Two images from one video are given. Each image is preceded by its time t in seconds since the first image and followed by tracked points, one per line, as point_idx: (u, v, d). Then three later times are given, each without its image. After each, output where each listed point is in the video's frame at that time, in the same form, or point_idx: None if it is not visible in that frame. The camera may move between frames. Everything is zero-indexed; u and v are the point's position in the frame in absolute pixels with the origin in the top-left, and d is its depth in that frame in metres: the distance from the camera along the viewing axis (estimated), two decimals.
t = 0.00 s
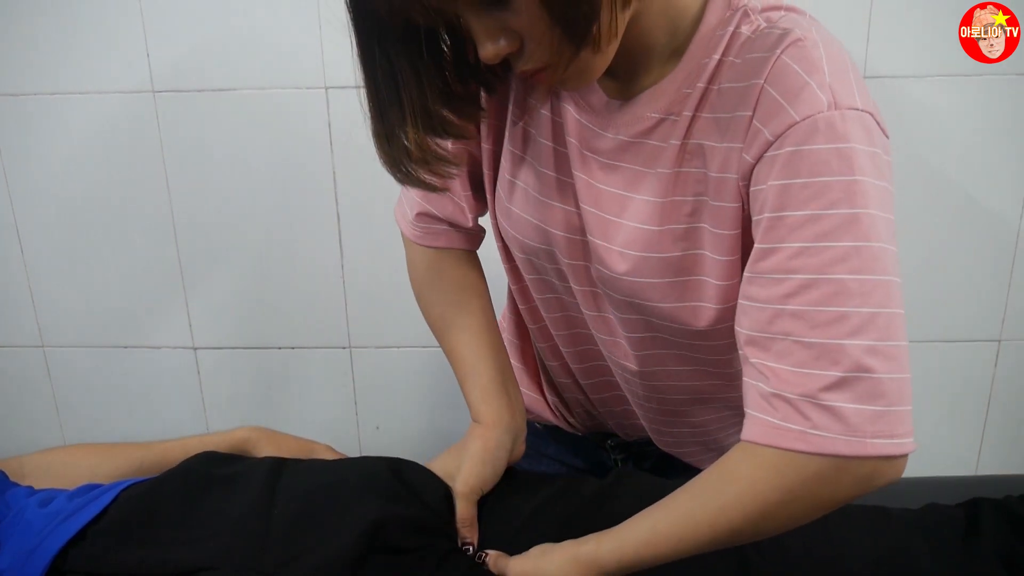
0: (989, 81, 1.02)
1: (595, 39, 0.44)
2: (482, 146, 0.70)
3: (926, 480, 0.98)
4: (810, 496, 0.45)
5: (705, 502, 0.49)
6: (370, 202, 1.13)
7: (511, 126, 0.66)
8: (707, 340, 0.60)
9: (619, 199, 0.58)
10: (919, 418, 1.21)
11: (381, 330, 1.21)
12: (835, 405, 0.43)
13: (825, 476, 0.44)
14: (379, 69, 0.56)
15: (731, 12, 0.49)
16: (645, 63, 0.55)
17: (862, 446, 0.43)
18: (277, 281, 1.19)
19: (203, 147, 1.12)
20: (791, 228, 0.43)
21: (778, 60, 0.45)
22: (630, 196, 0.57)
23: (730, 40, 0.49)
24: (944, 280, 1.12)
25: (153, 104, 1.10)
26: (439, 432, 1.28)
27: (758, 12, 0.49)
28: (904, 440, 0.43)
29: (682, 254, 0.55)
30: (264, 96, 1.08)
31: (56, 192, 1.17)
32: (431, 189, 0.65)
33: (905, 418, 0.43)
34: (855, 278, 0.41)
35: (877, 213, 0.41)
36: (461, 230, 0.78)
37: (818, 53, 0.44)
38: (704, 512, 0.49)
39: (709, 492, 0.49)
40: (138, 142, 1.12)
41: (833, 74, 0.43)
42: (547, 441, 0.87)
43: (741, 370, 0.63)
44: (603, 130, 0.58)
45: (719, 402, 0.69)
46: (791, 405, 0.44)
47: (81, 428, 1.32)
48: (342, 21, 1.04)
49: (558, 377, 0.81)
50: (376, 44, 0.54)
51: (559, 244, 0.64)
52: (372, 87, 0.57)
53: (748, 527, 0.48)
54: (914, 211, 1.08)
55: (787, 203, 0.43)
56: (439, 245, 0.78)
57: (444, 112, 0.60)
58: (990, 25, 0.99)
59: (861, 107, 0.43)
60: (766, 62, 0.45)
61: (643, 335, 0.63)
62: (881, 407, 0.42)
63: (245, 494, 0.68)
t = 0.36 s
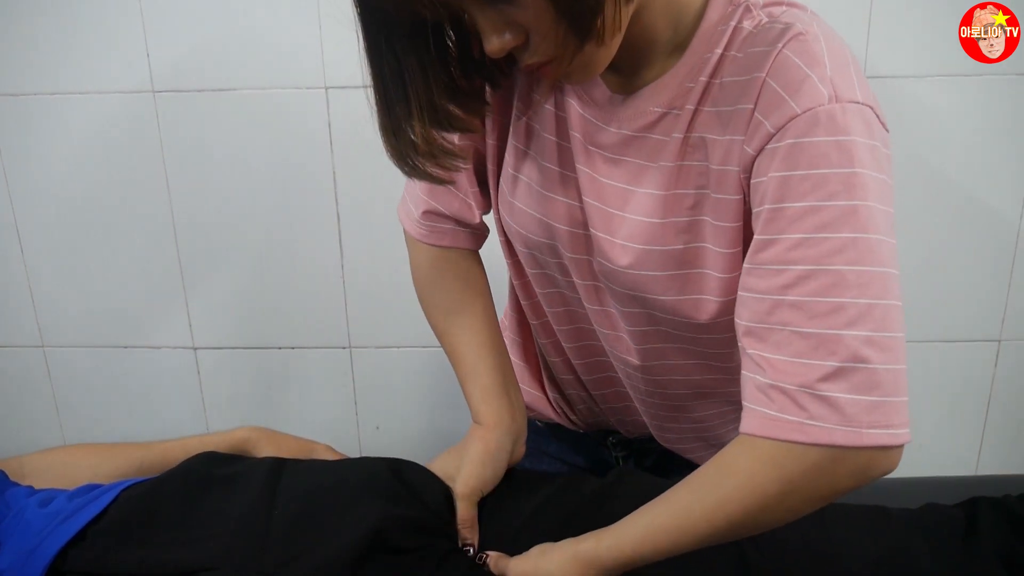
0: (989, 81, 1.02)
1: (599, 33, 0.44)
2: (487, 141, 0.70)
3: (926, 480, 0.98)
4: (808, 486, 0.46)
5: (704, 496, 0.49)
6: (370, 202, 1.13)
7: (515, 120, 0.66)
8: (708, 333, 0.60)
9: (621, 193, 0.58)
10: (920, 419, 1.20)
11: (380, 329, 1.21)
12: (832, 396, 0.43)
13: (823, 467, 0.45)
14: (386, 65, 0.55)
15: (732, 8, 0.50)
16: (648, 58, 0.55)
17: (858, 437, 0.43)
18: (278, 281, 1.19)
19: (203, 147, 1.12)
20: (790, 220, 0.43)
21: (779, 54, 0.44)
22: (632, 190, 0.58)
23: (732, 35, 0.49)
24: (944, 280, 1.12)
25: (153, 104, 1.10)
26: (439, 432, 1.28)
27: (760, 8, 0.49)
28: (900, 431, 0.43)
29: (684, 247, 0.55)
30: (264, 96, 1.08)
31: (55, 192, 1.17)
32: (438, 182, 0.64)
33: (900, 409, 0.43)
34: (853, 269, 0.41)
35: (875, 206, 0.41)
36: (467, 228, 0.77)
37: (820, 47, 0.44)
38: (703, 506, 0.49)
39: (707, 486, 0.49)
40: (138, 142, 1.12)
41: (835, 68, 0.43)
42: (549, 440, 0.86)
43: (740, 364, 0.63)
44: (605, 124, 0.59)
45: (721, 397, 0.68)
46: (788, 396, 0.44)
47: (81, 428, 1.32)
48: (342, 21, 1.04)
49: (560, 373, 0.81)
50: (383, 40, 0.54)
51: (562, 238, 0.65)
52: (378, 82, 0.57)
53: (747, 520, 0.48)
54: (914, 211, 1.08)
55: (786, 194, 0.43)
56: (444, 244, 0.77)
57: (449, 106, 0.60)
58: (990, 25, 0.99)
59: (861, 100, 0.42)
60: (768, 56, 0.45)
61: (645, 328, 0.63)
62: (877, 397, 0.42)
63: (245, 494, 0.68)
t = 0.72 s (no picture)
0: (989, 81, 1.02)
1: (608, 11, 0.45)
2: (499, 131, 0.71)
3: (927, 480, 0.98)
4: (798, 462, 0.45)
5: (695, 480, 0.48)
6: (371, 202, 1.13)
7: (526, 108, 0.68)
8: (714, 319, 0.59)
9: (630, 174, 0.59)
10: (920, 419, 1.20)
11: (379, 328, 1.21)
12: (824, 365, 0.42)
13: (812, 440, 0.44)
14: (397, 42, 0.56)
15: None
16: (656, 42, 0.56)
17: (848, 406, 0.42)
18: (278, 281, 1.19)
19: (204, 149, 1.12)
20: (789, 194, 0.43)
21: (784, 36, 0.45)
22: (641, 173, 0.58)
23: (738, 21, 0.50)
24: (944, 279, 1.12)
25: (153, 105, 1.10)
26: (439, 431, 1.28)
27: None
28: (889, 403, 0.43)
29: (690, 227, 0.56)
30: (264, 96, 1.08)
31: (55, 193, 1.17)
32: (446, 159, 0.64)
33: (888, 380, 0.42)
34: (849, 241, 0.41)
35: (874, 183, 0.42)
36: (478, 222, 0.77)
37: (822, 29, 0.45)
38: (695, 490, 0.48)
39: (699, 471, 0.48)
40: (138, 142, 1.12)
41: (838, 49, 0.44)
42: (551, 435, 0.88)
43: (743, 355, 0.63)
44: (615, 109, 0.60)
45: (724, 389, 0.68)
46: (783, 367, 0.44)
47: (81, 428, 1.32)
48: (343, 23, 1.04)
49: (563, 364, 0.80)
50: (396, 19, 0.55)
51: (572, 223, 0.65)
52: (390, 60, 0.57)
53: (740, 503, 0.47)
54: (915, 211, 1.08)
55: (787, 169, 0.43)
56: (454, 240, 0.77)
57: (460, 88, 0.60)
58: (990, 25, 0.99)
59: (863, 80, 0.43)
60: (773, 38, 0.46)
61: (652, 315, 0.63)
62: (867, 366, 0.42)
63: (244, 495, 0.68)
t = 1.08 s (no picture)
0: (990, 81, 1.02)
1: None
2: (500, 122, 0.72)
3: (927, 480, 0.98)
4: (788, 443, 0.46)
5: (684, 468, 0.48)
6: (371, 203, 1.13)
7: (531, 99, 0.69)
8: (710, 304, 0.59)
9: (635, 158, 0.59)
10: (920, 419, 1.20)
11: (379, 328, 1.21)
12: (820, 345, 0.43)
13: (802, 418, 0.45)
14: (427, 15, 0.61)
15: None
16: (664, 28, 0.58)
17: (840, 383, 0.43)
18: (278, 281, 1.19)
19: (204, 150, 1.12)
20: (791, 181, 0.44)
21: (789, 33, 0.47)
22: (644, 156, 0.58)
23: (742, 12, 0.52)
24: (944, 279, 1.12)
25: (153, 104, 1.10)
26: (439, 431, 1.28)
27: None
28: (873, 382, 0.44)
29: (690, 210, 0.56)
30: (264, 95, 1.08)
31: (56, 193, 1.17)
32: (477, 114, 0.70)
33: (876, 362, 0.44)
34: (847, 228, 0.42)
35: (871, 176, 0.43)
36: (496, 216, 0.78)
37: (826, 28, 0.47)
38: (681, 478, 0.48)
39: (688, 457, 0.48)
40: (138, 142, 1.12)
41: (840, 47, 0.46)
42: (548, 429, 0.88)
43: (735, 345, 0.64)
44: (621, 96, 0.60)
45: (714, 383, 0.68)
46: (781, 344, 0.45)
47: (81, 427, 1.32)
48: (342, 24, 1.04)
49: (559, 355, 0.81)
50: None
51: (573, 206, 0.65)
52: (421, 33, 0.62)
53: (730, 488, 0.47)
54: (915, 211, 1.08)
55: (789, 158, 0.44)
56: (473, 229, 0.79)
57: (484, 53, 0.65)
58: (990, 25, 0.99)
59: (864, 78, 0.45)
60: (777, 34, 0.48)
61: (648, 301, 0.63)
62: (860, 347, 0.43)
63: (243, 494, 0.68)
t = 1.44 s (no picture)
0: (990, 81, 1.02)
1: None
2: (495, 123, 0.73)
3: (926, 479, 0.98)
4: (739, 434, 0.47)
5: (642, 460, 0.49)
6: (371, 202, 1.13)
7: (527, 99, 0.69)
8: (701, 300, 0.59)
9: (629, 157, 0.59)
10: (920, 419, 1.20)
11: (379, 328, 1.21)
12: (777, 335, 0.44)
13: (752, 409, 0.46)
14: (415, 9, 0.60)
15: None
16: (654, 28, 0.58)
17: (791, 375, 0.45)
18: (277, 281, 1.19)
19: (204, 151, 1.12)
20: (766, 172, 0.45)
21: (778, 28, 0.47)
22: (639, 154, 0.58)
23: (733, 10, 0.52)
24: (943, 278, 1.12)
25: (153, 104, 1.10)
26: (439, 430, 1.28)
27: None
28: (826, 375, 0.45)
29: (683, 206, 0.56)
30: (264, 95, 1.08)
31: (56, 192, 1.17)
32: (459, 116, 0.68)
33: (829, 355, 0.45)
34: (815, 221, 0.43)
35: (843, 171, 0.44)
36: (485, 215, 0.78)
37: (814, 23, 0.47)
38: (639, 469, 0.49)
39: (645, 450, 0.49)
40: (138, 142, 1.12)
41: (826, 42, 0.46)
42: (550, 428, 0.88)
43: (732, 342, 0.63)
44: (614, 94, 0.60)
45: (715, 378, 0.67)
46: (739, 333, 0.46)
47: (81, 427, 1.32)
48: (343, 25, 1.04)
49: (558, 358, 0.80)
50: None
51: (573, 206, 0.65)
52: (409, 25, 0.61)
53: (684, 479, 0.48)
54: (915, 210, 1.08)
55: (765, 149, 0.45)
56: (463, 228, 0.79)
57: (472, 52, 0.64)
58: (990, 25, 0.99)
59: (847, 73, 0.45)
60: (766, 29, 0.48)
61: (646, 300, 0.62)
62: (818, 340, 0.44)
63: (242, 495, 0.68)
